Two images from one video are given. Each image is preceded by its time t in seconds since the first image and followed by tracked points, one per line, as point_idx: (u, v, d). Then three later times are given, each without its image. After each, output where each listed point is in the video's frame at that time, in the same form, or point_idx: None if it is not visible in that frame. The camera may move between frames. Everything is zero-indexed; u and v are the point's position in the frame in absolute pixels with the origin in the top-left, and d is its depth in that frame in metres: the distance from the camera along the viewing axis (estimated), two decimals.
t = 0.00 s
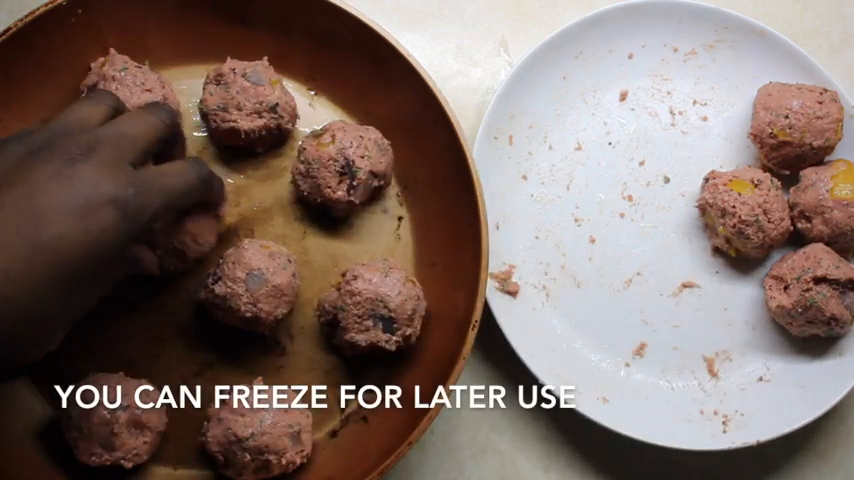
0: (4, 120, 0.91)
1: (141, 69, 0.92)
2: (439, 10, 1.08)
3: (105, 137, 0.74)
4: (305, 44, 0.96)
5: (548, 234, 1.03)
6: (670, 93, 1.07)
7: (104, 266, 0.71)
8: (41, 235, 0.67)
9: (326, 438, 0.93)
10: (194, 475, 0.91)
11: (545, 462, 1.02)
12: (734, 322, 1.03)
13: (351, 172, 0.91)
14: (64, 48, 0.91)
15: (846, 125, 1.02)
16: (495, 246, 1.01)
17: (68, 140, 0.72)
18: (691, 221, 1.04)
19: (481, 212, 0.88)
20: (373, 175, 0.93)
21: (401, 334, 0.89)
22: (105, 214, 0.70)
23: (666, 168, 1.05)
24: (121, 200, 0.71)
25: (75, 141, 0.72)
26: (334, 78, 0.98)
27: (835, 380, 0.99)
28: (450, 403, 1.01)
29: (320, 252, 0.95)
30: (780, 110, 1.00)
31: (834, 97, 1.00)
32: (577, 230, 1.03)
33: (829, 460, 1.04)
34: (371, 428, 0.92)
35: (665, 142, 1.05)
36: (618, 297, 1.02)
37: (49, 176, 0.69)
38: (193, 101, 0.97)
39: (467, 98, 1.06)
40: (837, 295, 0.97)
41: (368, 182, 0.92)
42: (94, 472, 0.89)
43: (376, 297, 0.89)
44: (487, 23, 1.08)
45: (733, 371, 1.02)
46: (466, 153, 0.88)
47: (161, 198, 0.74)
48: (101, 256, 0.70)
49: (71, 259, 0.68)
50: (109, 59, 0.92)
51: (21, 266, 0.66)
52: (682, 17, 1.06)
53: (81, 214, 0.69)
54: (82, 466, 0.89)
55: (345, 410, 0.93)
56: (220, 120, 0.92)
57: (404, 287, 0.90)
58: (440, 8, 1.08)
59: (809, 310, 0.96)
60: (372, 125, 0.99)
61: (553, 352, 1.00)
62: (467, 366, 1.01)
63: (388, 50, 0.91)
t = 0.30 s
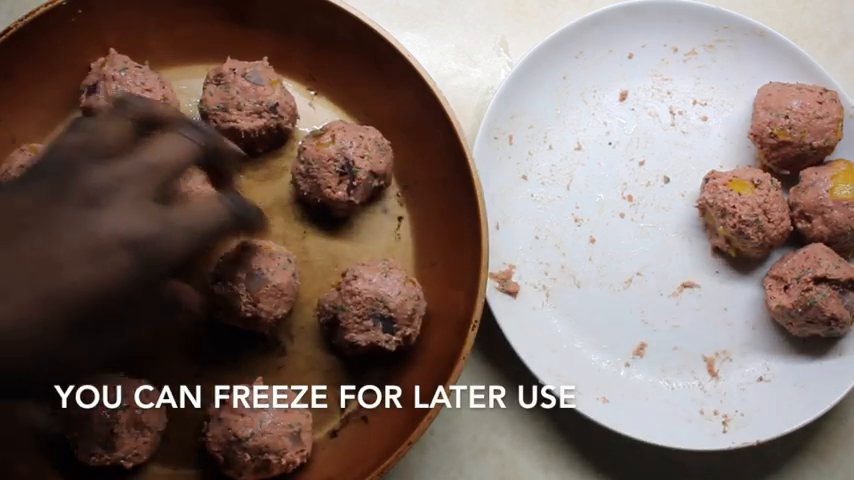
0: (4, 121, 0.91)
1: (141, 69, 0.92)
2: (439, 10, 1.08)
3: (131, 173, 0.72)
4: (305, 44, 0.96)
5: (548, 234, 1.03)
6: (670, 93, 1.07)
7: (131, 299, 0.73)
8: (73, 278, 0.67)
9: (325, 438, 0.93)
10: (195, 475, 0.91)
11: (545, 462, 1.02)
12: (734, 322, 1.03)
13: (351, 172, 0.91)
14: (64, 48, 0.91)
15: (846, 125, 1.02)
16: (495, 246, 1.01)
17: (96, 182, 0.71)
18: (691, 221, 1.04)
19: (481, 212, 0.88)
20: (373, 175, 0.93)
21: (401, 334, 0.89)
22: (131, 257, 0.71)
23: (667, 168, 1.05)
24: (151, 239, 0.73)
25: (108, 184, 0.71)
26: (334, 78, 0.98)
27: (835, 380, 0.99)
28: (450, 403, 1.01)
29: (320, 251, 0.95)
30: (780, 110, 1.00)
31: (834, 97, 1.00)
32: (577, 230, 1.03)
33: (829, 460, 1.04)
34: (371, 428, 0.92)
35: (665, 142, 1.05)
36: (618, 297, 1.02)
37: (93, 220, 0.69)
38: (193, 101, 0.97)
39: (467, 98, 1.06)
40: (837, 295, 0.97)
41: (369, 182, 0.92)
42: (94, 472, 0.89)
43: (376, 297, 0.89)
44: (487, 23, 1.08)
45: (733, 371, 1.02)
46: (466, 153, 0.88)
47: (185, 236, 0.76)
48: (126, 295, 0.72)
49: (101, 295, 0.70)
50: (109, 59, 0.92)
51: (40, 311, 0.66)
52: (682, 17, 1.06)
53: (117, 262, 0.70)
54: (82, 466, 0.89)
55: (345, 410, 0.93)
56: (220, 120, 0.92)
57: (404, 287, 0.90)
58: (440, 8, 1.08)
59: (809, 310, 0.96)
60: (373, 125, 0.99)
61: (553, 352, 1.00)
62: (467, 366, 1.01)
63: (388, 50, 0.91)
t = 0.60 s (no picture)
0: (5, 121, 0.91)
1: (141, 69, 0.92)
2: (439, 10, 1.08)
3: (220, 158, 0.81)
4: (305, 44, 0.96)
5: (548, 234, 1.03)
6: (670, 93, 1.07)
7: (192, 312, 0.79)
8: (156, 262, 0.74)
9: (325, 438, 0.93)
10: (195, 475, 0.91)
11: (545, 462, 1.02)
12: (734, 322, 1.03)
13: (351, 172, 0.91)
14: (64, 48, 0.91)
15: (846, 125, 1.02)
16: (495, 246, 1.01)
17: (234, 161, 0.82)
18: (691, 221, 1.04)
19: (481, 212, 0.88)
20: (373, 175, 0.93)
21: (401, 334, 0.89)
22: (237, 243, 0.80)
23: (667, 168, 1.05)
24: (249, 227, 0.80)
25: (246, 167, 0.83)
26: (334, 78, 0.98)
27: (835, 380, 0.99)
28: (450, 403, 1.01)
29: (320, 251, 0.95)
30: (780, 110, 1.00)
31: (834, 97, 1.00)
32: (577, 230, 1.03)
33: (829, 460, 1.04)
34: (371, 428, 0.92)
35: (665, 142, 1.05)
36: (618, 297, 1.02)
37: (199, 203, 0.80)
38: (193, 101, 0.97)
39: (467, 98, 1.06)
40: (837, 295, 0.97)
41: (369, 182, 0.93)
42: (94, 472, 0.89)
43: (376, 298, 0.88)
44: (487, 23, 1.08)
45: (733, 371, 1.02)
46: (466, 154, 0.88)
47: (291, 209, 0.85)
48: (218, 286, 0.79)
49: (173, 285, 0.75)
50: (109, 58, 0.92)
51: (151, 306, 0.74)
52: (682, 17, 1.06)
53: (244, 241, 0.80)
54: (81, 467, 0.89)
55: (346, 410, 0.93)
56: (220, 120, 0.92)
57: (404, 287, 0.90)
58: (440, 8, 1.08)
59: (809, 310, 0.96)
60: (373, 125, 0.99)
61: (552, 352, 1.00)
62: (467, 366, 1.01)
63: (388, 50, 0.91)
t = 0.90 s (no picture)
0: (5, 121, 0.91)
1: (141, 69, 0.92)
2: (439, 10, 1.08)
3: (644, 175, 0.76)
4: (305, 44, 0.96)
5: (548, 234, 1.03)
6: (670, 93, 1.07)
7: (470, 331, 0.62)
8: (556, 291, 0.67)
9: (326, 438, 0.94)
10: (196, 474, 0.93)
11: (544, 462, 1.02)
12: (734, 322, 1.03)
13: (352, 172, 0.91)
14: (64, 48, 0.91)
15: (846, 125, 1.02)
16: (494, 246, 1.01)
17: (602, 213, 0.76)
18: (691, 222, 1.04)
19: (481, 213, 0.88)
20: (373, 175, 0.93)
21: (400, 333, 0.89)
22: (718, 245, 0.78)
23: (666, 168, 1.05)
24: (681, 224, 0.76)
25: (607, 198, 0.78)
26: (334, 78, 0.98)
27: (835, 380, 0.99)
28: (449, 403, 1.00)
29: (319, 251, 0.95)
30: (780, 110, 1.00)
31: (834, 97, 1.00)
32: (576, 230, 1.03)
33: (829, 460, 1.04)
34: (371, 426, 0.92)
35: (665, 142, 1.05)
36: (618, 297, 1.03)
37: (516, 258, 0.68)
38: (192, 101, 0.97)
39: (467, 98, 1.06)
40: (837, 295, 0.97)
41: (368, 182, 0.93)
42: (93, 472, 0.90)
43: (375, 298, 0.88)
44: (487, 23, 1.08)
45: (733, 371, 1.02)
46: (466, 154, 0.88)
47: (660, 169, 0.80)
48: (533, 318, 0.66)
49: (546, 312, 0.66)
50: (109, 59, 0.92)
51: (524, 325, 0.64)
52: (682, 17, 1.06)
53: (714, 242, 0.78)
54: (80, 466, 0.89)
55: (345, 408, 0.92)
56: (220, 120, 0.92)
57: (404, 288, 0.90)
58: (440, 8, 1.08)
59: (809, 310, 0.96)
60: (373, 125, 0.99)
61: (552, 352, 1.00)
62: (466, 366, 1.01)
63: (388, 49, 0.91)
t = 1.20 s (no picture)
0: (5, 121, 0.91)
1: (142, 69, 0.93)
2: (439, 9, 1.08)
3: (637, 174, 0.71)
4: (305, 44, 0.96)
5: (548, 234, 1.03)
6: (670, 93, 1.07)
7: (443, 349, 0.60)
8: (562, 300, 0.65)
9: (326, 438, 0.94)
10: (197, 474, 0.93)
11: (544, 461, 1.02)
12: (734, 322, 1.03)
13: (351, 172, 0.91)
14: (64, 48, 0.91)
15: (846, 125, 1.02)
16: (494, 246, 1.01)
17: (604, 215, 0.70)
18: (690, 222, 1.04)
19: (481, 214, 0.88)
20: (373, 174, 0.93)
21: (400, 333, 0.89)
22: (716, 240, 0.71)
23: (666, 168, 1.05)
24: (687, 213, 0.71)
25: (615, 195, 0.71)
26: (334, 78, 0.98)
27: (836, 380, 0.99)
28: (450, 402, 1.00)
29: (320, 251, 0.95)
30: (780, 110, 1.00)
31: (834, 97, 1.00)
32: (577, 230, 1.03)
33: (829, 459, 1.04)
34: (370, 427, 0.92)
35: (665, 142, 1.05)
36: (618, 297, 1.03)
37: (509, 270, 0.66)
38: (193, 101, 0.97)
39: (467, 98, 1.06)
40: (837, 295, 0.97)
41: (368, 182, 0.92)
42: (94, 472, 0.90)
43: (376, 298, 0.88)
44: (487, 23, 1.08)
45: (733, 370, 1.02)
46: (466, 153, 0.88)
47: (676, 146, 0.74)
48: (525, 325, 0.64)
49: (552, 329, 0.64)
50: (109, 59, 0.93)
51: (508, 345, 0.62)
52: (682, 17, 1.06)
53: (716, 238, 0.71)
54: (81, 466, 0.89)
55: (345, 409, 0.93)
56: (220, 120, 0.92)
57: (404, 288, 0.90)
58: (440, 8, 1.08)
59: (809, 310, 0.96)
60: (373, 125, 0.99)
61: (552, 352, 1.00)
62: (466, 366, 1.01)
63: (388, 49, 0.91)
